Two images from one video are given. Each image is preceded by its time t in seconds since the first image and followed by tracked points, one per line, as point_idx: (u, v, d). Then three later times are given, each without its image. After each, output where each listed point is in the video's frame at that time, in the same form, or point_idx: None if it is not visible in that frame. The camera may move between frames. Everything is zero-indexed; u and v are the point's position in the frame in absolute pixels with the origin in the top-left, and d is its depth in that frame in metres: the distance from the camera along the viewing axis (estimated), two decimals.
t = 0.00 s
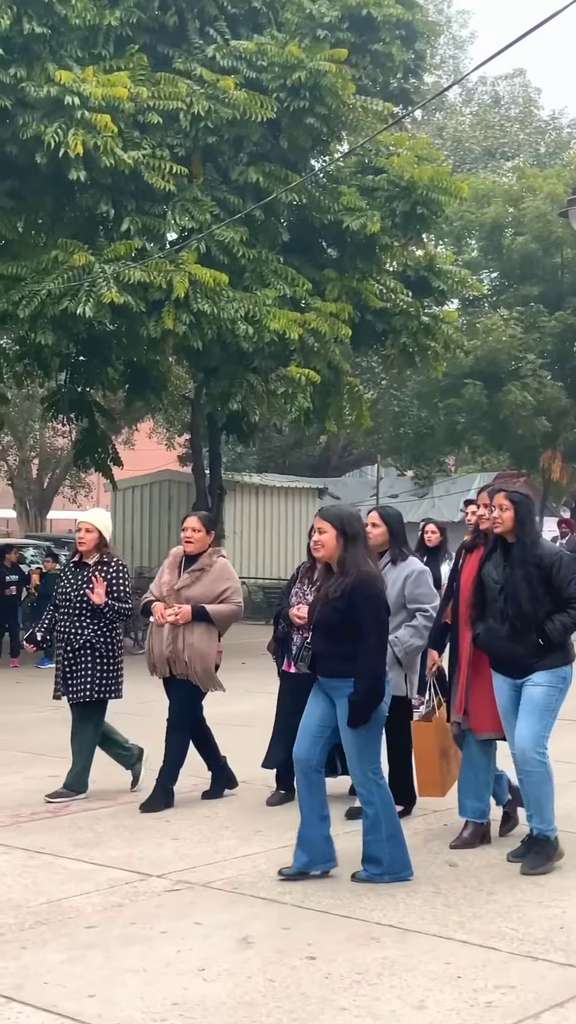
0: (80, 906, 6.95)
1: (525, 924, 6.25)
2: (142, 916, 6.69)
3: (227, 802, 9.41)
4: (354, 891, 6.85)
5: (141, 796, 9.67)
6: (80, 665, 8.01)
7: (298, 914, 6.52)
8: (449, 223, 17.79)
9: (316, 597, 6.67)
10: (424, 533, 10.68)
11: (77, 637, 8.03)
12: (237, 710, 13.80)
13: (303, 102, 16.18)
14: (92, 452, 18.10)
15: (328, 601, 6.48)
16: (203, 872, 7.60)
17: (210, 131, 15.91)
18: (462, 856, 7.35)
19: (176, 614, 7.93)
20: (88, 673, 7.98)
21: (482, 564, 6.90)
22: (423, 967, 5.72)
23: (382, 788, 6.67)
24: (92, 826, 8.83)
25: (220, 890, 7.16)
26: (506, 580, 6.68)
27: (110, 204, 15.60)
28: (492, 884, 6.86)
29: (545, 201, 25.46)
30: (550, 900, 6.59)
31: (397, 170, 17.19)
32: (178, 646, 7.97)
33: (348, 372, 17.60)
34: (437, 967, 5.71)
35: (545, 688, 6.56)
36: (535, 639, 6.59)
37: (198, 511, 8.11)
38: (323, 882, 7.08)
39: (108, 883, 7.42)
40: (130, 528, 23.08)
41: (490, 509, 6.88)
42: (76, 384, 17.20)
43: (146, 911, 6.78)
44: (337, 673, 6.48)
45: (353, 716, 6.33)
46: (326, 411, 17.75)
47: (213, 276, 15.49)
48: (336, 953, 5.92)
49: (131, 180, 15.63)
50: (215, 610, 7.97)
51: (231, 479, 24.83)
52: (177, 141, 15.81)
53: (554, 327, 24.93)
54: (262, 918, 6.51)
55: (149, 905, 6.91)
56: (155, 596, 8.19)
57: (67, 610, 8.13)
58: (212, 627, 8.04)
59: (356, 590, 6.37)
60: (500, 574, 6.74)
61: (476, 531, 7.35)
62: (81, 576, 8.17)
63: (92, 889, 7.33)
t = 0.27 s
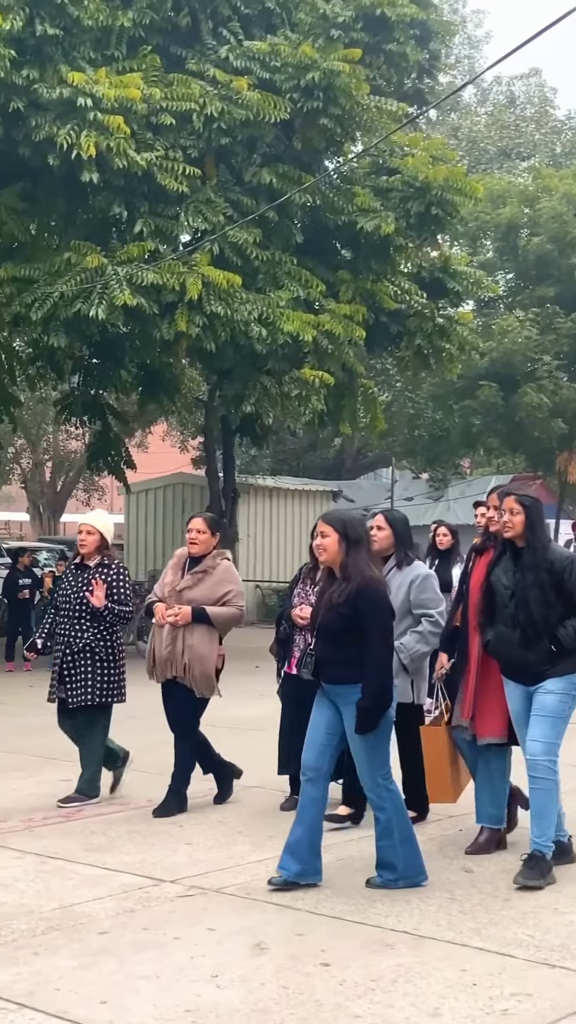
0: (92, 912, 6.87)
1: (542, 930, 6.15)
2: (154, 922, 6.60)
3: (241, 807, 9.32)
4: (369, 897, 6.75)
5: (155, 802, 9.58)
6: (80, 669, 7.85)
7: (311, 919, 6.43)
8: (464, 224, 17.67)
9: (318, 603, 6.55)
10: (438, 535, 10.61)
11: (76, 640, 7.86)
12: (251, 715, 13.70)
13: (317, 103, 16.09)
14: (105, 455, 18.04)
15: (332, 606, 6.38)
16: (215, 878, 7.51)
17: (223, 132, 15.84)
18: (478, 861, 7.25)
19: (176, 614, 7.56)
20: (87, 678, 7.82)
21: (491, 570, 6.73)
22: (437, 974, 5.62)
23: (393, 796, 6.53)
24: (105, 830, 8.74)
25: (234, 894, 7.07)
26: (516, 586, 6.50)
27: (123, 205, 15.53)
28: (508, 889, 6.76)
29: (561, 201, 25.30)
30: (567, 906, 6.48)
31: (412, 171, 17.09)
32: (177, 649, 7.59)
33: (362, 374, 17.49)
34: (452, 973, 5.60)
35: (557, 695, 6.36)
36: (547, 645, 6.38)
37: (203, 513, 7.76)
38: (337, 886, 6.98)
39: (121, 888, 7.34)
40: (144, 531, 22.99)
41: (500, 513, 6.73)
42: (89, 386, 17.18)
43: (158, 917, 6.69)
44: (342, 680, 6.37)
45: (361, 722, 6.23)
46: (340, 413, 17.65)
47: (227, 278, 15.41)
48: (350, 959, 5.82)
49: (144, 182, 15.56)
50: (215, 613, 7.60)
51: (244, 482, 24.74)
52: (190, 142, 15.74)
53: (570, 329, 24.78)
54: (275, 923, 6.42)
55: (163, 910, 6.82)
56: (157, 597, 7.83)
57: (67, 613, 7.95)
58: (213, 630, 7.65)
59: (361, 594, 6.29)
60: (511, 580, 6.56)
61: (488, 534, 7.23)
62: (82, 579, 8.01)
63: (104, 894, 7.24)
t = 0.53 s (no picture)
0: (102, 918, 6.75)
1: (558, 937, 6.02)
2: (164, 927, 6.48)
3: (252, 812, 9.21)
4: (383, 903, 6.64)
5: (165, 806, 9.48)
6: (81, 672, 7.63)
7: (323, 925, 6.31)
8: (478, 224, 17.55)
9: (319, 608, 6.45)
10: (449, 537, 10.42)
11: (77, 642, 7.64)
12: (263, 719, 13.59)
13: (329, 102, 15.99)
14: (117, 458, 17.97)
15: (337, 611, 6.28)
16: (226, 884, 7.39)
17: (234, 132, 15.76)
18: (493, 867, 7.12)
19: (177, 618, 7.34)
20: (88, 681, 7.61)
21: (501, 575, 6.63)
22: (451, 981, 5.49)
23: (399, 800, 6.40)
24: (116, 835, 8.63)
25: (245, 901, 6.95)
26: (527, 591, 6.39)
27: (134, 206, 15.44)
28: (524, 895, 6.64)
29: (575, 202, 25.15)
30: None
31: (425, 171, 16.97)
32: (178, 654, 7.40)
33: (375, 375, 17.38)
34: (466, 981, 5.48)
35: (567, 702, 6.24)
36: (558, 652, 6.27)
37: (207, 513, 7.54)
38: (350, 892, 6.87)
39: (131, 894, 7.22)
40: (156, 534, 22.90)
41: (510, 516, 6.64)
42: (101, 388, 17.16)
43: (168, 923, 6.58)
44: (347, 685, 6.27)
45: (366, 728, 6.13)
46: (353, 415, 17.55)
47: (239, 279, 15.33)
48: (362, 967, 5.70)
49: (156, 183, 15.48)
50: (217, 615, 7.38)
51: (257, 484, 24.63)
52: (202, 142, 15.67)
53: None
54: (287, 929, 6.30)
55: (173, 916, 6.71)
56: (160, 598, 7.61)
57: (68, 614, 7.73)
58: (215, 634, 7.46)
59: (366, 599, 6.20)
60: (521, 585, 6.45)
61: (498, 538, 7.13)
62: (84, 579, 7.78)
63: (114, 900, 7.13)
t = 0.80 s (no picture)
0: (112, 924, 6.63)
1: None
2: (175, 934, 6.36)
3: (265, 818, 9.08)
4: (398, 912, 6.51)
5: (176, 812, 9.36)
6: (82, 677, 7.47)
7: (336, 933, 6.18)
8: (494, 224, 17.40)
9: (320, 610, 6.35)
10: (462, 542, 10.68)
11: (78, 647, 7.48)
12: (277, 723, 13.46)
13: (344, 102, 15.87)
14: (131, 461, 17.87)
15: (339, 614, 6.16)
16: (239, 890, 7.27)
17: (248, 132, 15.65)
18: (509, 874, 6.99)
19: (178, 620, 7.52)
20: (89, 686, 7.45)
21: (512, 578, 6.49)
22: (466, 990, 5.36)
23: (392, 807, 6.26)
24: (128, 840, 8.52)
25: (257, 908, 6.83)
26: (538, 596, 6.25)
27: (147, 208, 15.33)
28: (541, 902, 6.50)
29: None
30: None
31: (441, 171, 16.82)
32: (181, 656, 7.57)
33: (390, 377, 17.24)
34: (481, 990, 5.35)
35: None
36: (568, 659, 6.14)
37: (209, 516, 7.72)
38: (364, 898, 6.74)
39: (142, 901, 7.10)
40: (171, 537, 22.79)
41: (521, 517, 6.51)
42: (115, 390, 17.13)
43: (180, 930, 6.46)
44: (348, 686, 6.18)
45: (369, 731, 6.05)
46: (368, 417, 17.42)
47: (253, 280, 15.21)
48: (376, 976, 5.57)
49: (169, 185, 15.37)
50: (220, 616, 7.55)
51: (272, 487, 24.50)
52: (216, 142, 15.57)
53: None
54: (299, 937, 6.17)
55: (185, 923, 6.58)
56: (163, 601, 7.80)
57: (68, 618, 7.57)
58: (218, 635, 7.62)
59: (369, 602, 6.09)
60: (532, 590, 6.31)
61: (509, 539, 7.00)
62: (84, 584, 7.64)
63: (125, 907, 7.00)
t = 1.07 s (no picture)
0: (123, 930, 6.50)
1: None
2: (187, 941, 6.23)
3: (279, 823, 8.95)
4: (415, 919, 6.36)
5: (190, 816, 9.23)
6: (85, 682, 7.39)
7: (351, 940, 6.05)
8: (513, 223, 17.24)
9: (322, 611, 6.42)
10: (476, 542, 10.61)
11: (79, 653, 7.38)
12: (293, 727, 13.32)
13: (360, 101, 15.75)
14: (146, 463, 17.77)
15: (343, 615, 6.22)
16: (252, 896, 7.14)
17: (265, 132, 15.54)
18: (528, 882, 6.84)
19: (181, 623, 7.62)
20: (91, 692, 7.37)
21: (524, 580, 6.38)
22: (484, 999, 5.23)
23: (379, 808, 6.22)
24: (140, 844, 8.39)
25: (271, 914, 6.70)
26: (551, 599, 6.14)
27: (163, 208, 15.21)
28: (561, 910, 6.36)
29: None
30: None
31: (459, 171, 16.66)
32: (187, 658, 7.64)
33: (408, 378, 17.08)
34: (499, 999, 5.22)
35: None
36: None
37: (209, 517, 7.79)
38: (380, 905, 6.60)
39: (154, 906, 6.97)
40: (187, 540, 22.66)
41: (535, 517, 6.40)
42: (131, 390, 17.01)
43: (192, 936, 6.32)
44: (353, 688, 6.23)
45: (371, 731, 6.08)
46: (386, 419, 17.26)
47: (269, 280, 15.09)
48: (391, 984, 5.44)
49: (184, 185, 15.26)
50: (224, 618, 7.62)
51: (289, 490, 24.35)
52: (232, 142, 15.47)
53: None
54: (313, 944, 6.04)
55: (197, 930, 6.45)
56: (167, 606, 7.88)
57: (67, 623, 7.47)
58: (223, 637, 7.68)
59: (374, 601, 6.15)
60: (545, 592, 6.20)
61: (520, 541, 6.87)
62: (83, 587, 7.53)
63: (137, 912, 6.86)
